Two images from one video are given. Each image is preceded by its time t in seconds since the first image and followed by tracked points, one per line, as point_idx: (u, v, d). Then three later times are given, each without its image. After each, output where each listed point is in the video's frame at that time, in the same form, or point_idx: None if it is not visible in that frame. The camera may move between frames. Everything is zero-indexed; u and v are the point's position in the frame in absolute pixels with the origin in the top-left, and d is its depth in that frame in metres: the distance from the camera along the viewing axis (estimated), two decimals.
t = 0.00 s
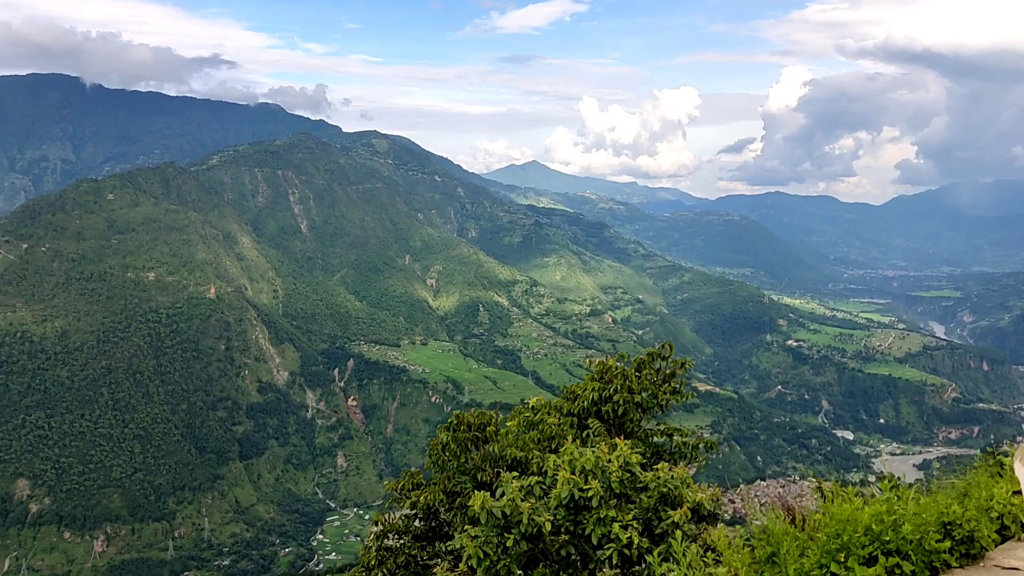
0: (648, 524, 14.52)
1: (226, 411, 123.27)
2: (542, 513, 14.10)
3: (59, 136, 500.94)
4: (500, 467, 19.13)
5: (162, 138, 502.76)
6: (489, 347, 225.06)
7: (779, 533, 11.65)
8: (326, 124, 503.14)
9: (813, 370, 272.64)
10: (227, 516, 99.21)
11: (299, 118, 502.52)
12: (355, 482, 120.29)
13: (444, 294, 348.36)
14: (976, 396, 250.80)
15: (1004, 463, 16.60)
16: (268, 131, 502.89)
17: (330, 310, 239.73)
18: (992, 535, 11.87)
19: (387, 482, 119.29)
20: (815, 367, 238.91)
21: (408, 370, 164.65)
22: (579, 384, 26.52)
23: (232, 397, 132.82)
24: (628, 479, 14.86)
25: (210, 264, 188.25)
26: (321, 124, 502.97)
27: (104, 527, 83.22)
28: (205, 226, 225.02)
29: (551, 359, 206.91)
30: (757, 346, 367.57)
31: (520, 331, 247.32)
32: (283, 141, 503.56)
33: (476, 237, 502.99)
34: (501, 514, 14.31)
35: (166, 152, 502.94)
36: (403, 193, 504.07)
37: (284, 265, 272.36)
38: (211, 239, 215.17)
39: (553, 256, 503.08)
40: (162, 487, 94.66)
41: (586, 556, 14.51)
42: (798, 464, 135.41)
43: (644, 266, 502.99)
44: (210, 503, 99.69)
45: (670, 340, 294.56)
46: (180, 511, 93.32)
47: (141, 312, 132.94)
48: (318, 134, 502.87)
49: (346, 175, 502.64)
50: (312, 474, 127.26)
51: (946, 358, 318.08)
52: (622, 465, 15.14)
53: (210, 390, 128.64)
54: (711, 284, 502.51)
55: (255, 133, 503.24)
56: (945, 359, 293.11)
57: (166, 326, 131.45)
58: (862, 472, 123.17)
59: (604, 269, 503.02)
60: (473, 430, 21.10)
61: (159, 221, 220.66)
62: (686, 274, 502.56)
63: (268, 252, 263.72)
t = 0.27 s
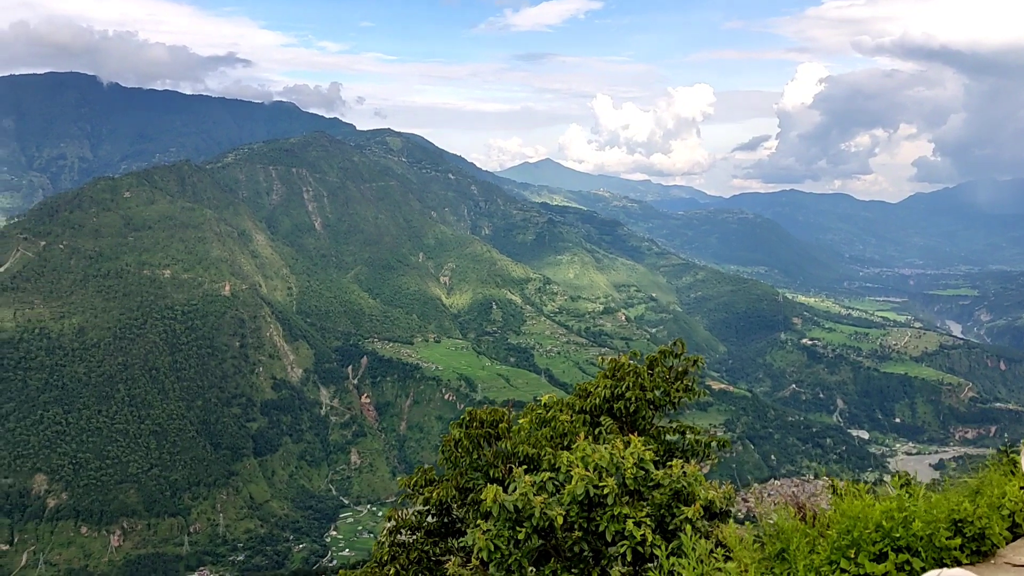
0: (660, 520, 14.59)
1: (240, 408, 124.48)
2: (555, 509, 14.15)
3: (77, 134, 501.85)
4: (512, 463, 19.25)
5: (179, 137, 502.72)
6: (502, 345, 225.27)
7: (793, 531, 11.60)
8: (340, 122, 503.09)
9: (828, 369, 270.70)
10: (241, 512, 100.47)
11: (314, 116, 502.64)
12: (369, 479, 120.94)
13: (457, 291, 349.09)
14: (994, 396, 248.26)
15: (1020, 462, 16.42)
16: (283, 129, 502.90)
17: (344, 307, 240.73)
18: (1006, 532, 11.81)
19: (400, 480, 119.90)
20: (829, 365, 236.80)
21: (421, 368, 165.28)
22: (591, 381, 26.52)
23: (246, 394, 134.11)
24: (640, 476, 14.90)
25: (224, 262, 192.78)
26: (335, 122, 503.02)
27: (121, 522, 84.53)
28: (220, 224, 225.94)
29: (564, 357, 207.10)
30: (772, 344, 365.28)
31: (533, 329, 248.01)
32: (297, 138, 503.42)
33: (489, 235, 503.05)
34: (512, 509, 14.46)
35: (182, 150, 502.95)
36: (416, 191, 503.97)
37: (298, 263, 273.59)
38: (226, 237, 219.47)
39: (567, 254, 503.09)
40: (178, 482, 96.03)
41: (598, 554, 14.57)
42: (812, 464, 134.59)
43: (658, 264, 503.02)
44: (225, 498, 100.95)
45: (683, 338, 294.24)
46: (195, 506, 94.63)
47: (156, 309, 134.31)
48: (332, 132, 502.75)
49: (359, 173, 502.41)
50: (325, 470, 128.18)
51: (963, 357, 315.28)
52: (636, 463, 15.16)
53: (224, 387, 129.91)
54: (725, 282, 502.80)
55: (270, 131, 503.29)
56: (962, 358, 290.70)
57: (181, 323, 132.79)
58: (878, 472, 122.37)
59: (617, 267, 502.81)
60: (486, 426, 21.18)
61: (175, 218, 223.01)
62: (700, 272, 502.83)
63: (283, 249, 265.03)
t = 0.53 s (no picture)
0: (672, 518, 14.64)
1: (254, 405, 125.69)
2: (566, 501, 14.25)
3: (94, 132, 501.94)
4: (524, 460, 19.33)
5: (194, 136, 502.57)
6: (514, 343, 225.45)
7: (804, 525, 11.44)
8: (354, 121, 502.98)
9: (843, 368, 268.75)
10: (255, 509, 101.66)
11: (327, 114, 502.61)
12: (382, 476, 121.52)
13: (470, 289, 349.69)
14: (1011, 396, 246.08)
15: None
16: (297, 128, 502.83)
17: (357, 305, 241.48)
18: (1019, 530, 11.73)
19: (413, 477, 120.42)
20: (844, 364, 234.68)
21: (434, 366, 166.00)
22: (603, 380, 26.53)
23: (260, 391, 135.38)
24: (654, 473, 14.96)
25: (239, 258, 194.48)
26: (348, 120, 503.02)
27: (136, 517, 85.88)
28: (235, 222, 226.80)
29: (577, 355, 207.13)
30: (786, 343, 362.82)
31: (546, 327, 248.71)
32: (311, 136, 503.14)
33: (502, 233, 502.99)
34: (524, 503, 14.64)
35: (197, 148, 502.78)
36: (429, 189, 503.72)
37: (312, 260, 274.60)
38: (241, 234, 221.44)
39: (580, 252, 503.03)
40: (192, 478, 97.38)
41: (609, 549, 14.51)
42: (827, 463, 133.76)
43: (671, 262, 503.17)
44: (239, 495, 102.44)
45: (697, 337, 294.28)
46: (209, 503, 95.93)
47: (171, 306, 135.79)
48: (346, 131, 502.79)
49: (373, 171, 502.15)
50: (338, 468, 128.96)
51: (980, 357, 312.70)
52: (649, 460, 15.22)
53: (238, 384, 131.11)
54: (738, 281, 503.17)
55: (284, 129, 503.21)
56: (978, 358, 288.40)
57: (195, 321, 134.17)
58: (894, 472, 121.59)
59: (630, 265, 502.70)
60: (499, 423, 21.23)
61: (190, 215, 224.74)
62: (714, 270, 502.36)
63: (296, 247, 266.28)
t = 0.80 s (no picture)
0: (685, 516, 14.65)
1: (268, 403, 126.85)
2: (578, 496, 14.38)
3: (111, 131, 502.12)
4: (538, 457, 19.36)
5: (208, 135, 502.68)
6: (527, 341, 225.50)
7: (817, 521, 11.34)
8: (367, 119, 502.80)
9: (858, 368, 266.61)
10: (269, 506, 102.82)
11: (341, 113, 502.54)
12: (394, 474, 122.24)
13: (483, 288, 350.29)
14: None
15: None
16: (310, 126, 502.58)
17: (371, 304, 242.17)
18: None
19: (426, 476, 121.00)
20: (859, 364, 232.48)
21: (446, 364, 166.49)
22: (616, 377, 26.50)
23: (274, 388, 136.92)
24: (667, 471, 14.96)
25: (253, 256, 195.16)
26: (361, 119, 502.89)
27: (151, 514, 87.12)
28: (249, 220, 227.51)
29: (590, 354, 206.96)
30: (801, 343, 360.25)
31: (558, 326, 249.06)
32: (325, 135, 502.97)
33: (515, 232, 502.97)
34: (536, 497, 14.86)
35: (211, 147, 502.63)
36: (442, 187, 503.65)
37: (326, 259, 275.68)
38: (255, 232, 222.40)
39: (593, 251, 503.09)
40: (207, 475, 98.66)
41: (620, 547, 14.51)
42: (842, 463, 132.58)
43: (685, 261, 503.37)
44: (253, 492, 103.88)
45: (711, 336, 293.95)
46: (223, 500, 97.16)
47: (186, 303, 137.67)
48: (359, 129, 502.67)
49: (386, 170, 502.15)
50: (351, 466, 129.84)
51: (997, 357, 309.62)
52: (663, 458, 15.23)
53: (252, 382, 132.40)
54: (752, 280, 503.35)
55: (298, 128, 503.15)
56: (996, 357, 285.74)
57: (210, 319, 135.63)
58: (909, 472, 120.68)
59: (644, 264, 502.80)
60: (511, 420, 21.41)
61: (205, 214, 225.78)
62: (728, 269, 502.86)
63: (310, 245, 267.47)
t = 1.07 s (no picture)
0: (698, 514, 14.71)
1: (282, 401, 127.91)
2: (592, 490, 14.60)
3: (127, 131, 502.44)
4: (551, 454, 19.42)
5: (223, 134, 503.15)
6: (540, 341, 225.48)
7: (830, 519, 11.28)
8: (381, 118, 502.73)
9: (874, 368, 264.42)
10: (283, 503, 103.91)
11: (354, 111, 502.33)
12: (408, 473, 122.90)
13: (496, 286, 350.57)
14: None
15: None
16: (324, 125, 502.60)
17: (384, 303, 242.67)
18: None
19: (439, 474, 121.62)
20: (875, 363, 230.45)
21: (460, 363, 167.01)
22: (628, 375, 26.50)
23: (288, 386, 138.08)
24: (680, 469, 15.04)
25: (268, 254, 196.30)
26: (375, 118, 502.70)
27: (167, 510, 88.36)
28: (263, 219, 228.73)
29: (604, 353, 206.54)
30: (816, 343, 357.44)
31: (572, 325, 248.88)
32: (339, 134, 503.05)
33: (528, 230, 502.96)
34: (550, 490, 15.16)
35: (226, 147, 502.96)
36: (456, 186, 503.78)
37: (339, 257, 276.79)
38: (269, 231, 223.99)
39: (606, 250, 503.15)
40: (222, 473, 99.97)
41: (632, 544, 14.52)
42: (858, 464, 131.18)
43: (699, 260, 502.84)
44: (266, 489, 105.07)
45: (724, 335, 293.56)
46: (237, 497, 98.25)
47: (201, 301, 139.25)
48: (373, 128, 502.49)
49: (400, 168, 502.18)
50: (365, 463, 130.69)
51: (1016, 357, 306.13)
52: (677, 456, 15.27)
53: (266, 380, 133.50)
54: (767, 279, 502.89)
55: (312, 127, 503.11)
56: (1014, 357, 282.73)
57: (224, 317, 136.92)
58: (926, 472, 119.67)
59: (657, 263, 502.68)
60: (524, 418, 21.58)
61: (219, 212, 226.88)
62: (742, 268, 502.26)
63: (323, 243, 268.81)
